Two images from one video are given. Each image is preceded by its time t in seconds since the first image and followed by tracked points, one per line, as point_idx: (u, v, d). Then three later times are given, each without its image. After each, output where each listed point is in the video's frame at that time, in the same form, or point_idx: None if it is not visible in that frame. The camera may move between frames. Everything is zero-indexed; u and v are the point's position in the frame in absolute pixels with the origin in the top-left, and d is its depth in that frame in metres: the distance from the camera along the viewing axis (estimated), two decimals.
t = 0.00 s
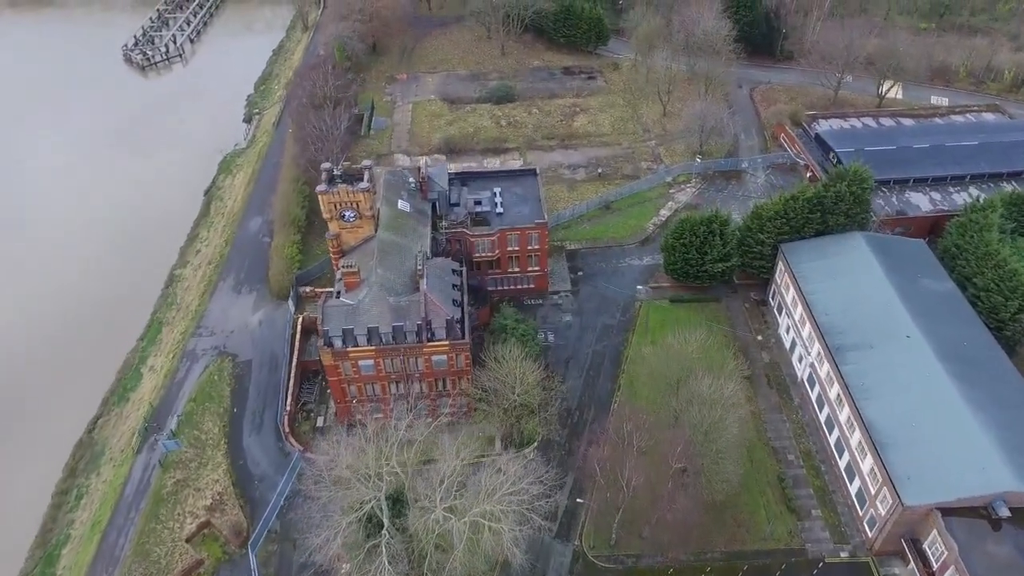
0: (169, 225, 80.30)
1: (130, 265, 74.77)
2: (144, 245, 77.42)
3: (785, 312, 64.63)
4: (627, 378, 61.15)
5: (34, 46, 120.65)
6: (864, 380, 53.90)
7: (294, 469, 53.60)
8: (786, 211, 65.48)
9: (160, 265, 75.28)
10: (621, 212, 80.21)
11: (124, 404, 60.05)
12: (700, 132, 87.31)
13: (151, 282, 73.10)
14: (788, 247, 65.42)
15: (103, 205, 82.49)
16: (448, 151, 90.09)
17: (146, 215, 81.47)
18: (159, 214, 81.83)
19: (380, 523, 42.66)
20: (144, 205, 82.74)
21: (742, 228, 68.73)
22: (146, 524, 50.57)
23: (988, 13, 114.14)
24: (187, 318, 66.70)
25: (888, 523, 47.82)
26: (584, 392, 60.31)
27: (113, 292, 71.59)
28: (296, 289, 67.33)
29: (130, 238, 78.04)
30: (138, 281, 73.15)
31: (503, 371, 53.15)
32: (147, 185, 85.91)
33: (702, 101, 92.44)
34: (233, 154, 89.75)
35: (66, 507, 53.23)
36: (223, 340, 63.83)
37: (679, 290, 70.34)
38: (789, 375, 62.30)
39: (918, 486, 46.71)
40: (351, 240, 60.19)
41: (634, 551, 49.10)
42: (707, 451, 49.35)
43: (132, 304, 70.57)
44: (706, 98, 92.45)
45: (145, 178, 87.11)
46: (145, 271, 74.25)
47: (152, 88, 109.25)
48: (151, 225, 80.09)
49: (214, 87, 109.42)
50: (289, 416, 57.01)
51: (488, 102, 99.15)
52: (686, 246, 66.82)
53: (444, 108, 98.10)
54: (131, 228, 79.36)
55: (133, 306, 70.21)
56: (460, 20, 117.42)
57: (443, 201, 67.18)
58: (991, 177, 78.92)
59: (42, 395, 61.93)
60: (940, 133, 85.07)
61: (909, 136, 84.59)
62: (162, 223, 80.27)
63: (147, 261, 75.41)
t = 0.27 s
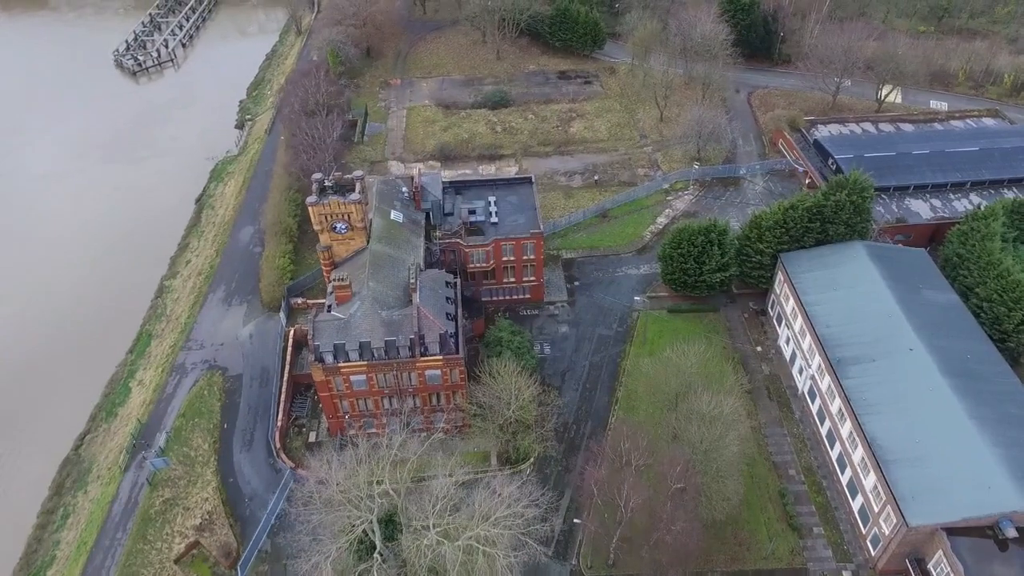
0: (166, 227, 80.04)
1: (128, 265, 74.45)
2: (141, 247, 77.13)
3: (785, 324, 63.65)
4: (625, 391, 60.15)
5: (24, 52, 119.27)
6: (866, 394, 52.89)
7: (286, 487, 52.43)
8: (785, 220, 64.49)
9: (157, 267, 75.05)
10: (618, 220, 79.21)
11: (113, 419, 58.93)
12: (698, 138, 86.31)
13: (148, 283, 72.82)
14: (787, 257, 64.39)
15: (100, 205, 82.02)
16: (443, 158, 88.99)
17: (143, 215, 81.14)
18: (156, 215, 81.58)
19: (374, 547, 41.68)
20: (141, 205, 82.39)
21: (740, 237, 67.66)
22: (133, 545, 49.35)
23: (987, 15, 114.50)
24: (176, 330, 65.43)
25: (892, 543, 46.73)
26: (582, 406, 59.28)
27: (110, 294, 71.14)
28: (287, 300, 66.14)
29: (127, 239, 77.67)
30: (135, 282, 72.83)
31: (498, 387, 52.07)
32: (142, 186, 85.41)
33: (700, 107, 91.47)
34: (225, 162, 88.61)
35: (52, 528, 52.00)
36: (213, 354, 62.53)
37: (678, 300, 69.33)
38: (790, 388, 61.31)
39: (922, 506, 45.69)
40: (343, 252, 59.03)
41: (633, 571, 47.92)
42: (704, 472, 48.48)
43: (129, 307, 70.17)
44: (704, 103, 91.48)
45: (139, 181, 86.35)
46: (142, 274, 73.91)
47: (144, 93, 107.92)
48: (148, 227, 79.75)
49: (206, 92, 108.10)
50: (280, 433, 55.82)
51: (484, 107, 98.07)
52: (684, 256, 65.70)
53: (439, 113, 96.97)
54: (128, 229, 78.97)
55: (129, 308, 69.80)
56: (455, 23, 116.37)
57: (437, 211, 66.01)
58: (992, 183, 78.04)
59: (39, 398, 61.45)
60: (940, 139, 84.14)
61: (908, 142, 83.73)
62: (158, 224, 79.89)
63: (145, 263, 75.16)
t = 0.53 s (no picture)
0: (167, 225, 80.01)
1: (129, 265, 74.57)
2: (143, 246, 77.23)
3: (788, 336, 62.53)
4: (626, 406, 59.07)
5: (22, 54, 118.24)
6: (871, 411, 51.74)
7: (280, 503, 51.66)
8: (789, 231, 63.32)
9: (159, 266, 75.16)
10: (619, 228, 78.11)
11: (104, 433, 58.11)
12: (701, 145, 85.10)
13: (150, 283, 72.87)
14: (791, 269, 63.20)
15: (100, 205, 81.82)
16: (442, 164, 88.02)
17: (144, 214, 81.17)
18: (157, 213, 81.53)
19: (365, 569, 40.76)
20: (142, 204, 82.25)
21: (744, 247, 66.44)
22: (121, 564, 48.47)
23: (993, 20, 113.57)
24: (170, 342, 64.51)
25: (898, 565, 45.60)
26: (581, 420, 58.25)
27: (112, 294, 71.20)
28: (283, 311, 65.11)
29: (129, 239, 77.69)
30: (137, 282, 72.97)
31: (496, 403, 51.09)
32: (142, 186, 85.04)
33: (702, 114, 90.38)
34: (222, 168, 87.62)
35: (39, 545, 51.11)
36: (207, 366, 61.62)
37: (680, 311, 68.22)
38: (793, 403, 60.18)
39: (929, 528, 44.52)
40: (339, 264, 57.92)
41: None
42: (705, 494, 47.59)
43: (130, 307, 70.20)
44: (706, 110, 90.41)
45: (137, 183, 85.78)
46: (144, 273, 73.97)
47: (141, 96, 106.90)
48: (149, 225, 79.78)
49: (204, 96, 107.07)
50: (275, 448, 54.81)
51: (484, 112, 97.04)
52: (686, 266, 64.48)
53: (439, 119, 95.95)
54: (129, 228, 78.93)
55: (131, 308, 69.83)
56: (456, 27, 115.39)
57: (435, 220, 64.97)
58: (999, 193, 76.87)
59: (42, 401, 61.60)
60: (947, 147, 82.92)
61: (914, 149, 82.56)
62: (160, 224, 79.83)
63: (147, 262, 75.26)
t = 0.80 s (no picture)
0: (166, 226, 80.64)
1: (128, 265, 75.16)
2: (141, 247, 77.86)
3: (787, 349, 61.32)
4: (622, 422, 57.81)
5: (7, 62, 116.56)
6: (872, 427, 50.51)
7: (268, 527, 50.33)
8: (787, 242, 62.15)
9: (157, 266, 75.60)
10: (614, 237, 76.90)
11: (87, 455, 56.68)
12: (696, 151, 83.98)
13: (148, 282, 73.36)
14: (789, 280, 62.01)
15: (99, 206, 82.68)
16: (434, 173, 86.63)
17: (143, 215, 81.87)
18: (156, 214, 82.22)
19: None
20: (141, 205, 83.09)
21: (741, 258, 65.21)
22: None
23: (989, 22, 113.12)
24: (155, 359, 63.02)
25: None
26: (576, 437, 56.95)
27: (110, 294, 71.73)
28: (271, 326, 63.63)
29: (128, 239, 78.44)
30: (135, 282, 73.45)
31: (488, 423, 49.75)
32: (131, 195, 84.39)
33: (698, 121, 89.17)
34: (210, 178, 86.22)
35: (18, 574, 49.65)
36: (193, 385, 60.12)
37: (676, 323, 66.94)
38: (793, 418, 58.92)
39: (934, 550, 43.27)
40: (328, 279, 56.38)
41: None
42: (703, 517, 46.47)
43: (130, 305, 70.68)
44: (702, 117, 89.26)
45: (126, 192, 84.90)
46: (142, 273, 74.45)
47: (129, 104, 105.51)
48: (148, 226, 80.50)
49: (193, 103, 105.67)
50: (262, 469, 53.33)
51: (477, 119, 95.72)
52: (683, 279, 63.16)
53: (431, 126, 94.58)
54: (128, 228, 79.74)
55: (130, 306, 70.36)
56: (448, 32, 113.95)
57: (426, 233, 63.61)
58: (999, 199, 75.92)
59: (39, 398, 61.87)
60: (945, 152, 81.94)
61: (912, 155, 81.58)
62: (159, 224, 80.67)
63: (145, 263, 75.76)
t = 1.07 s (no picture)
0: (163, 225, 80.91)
1: (131, 265, 75.83)
2: (143, 246, 78.48)
3: (775, 357, 60.67)
4: (610, 435, 56.89)
5: None
6: (864, 437, 49.95)
7: (249, 553, 48.97)
8: (774, 248, 61.47)
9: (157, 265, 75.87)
10: (599, 245, 76.03)
11: (60, 483, 54.90)
12: (680, 156, 83.31)
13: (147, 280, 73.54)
14: (776, 287, 61.35)
15: (99, 207, 83.18)
16: (415, 182, 85.29)
17: (144, 215, 82.48)
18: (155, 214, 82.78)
19: None
20: (140, 206, 83.61)
21: (728, 265, 64.47)
22: None
23: (969, 21, 113.60)
24: (131, 380, 61.25)
25: None
26: (564, 452, 55.94)
27: (104, 297, 72.21)
28: (250, 344, 62.05)
29: (130, 239, 79.18)
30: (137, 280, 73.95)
31: (474, 442, 48.61)
32: (110, 209, 83.06)
33: (681, 125, 88.40)
34: (187, 191, 84.45)
35: None
36: (170, 407, 58.44)
37: (663, 331, 66.08)
38: (783, 427, 58.18)
39: (928, 563, 42.69)
40: (306, 296, 54.99)
41: None
42: (694, 534, 45.62)
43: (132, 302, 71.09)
44: (685, 121, 88.53)
45: (102, 206, 83.28)
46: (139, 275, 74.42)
47: (104, 116, 103.45)
48: (150, 226, 81.16)
49: (169, 114, 103.72)
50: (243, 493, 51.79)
51: (458, 126, 94.51)
52: (669, 287, 62.27)
53: (412, 133, 93.27)
54: (130, 229, 80.44)
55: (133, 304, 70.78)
56: (428, 37, 112.58)
57: (407, 245, 62.36)
58: (983, 199, 75.74)
59: (35, 400, 62.34)
60: (929, 153, 81.74)
61: (896, 156, 81.33)
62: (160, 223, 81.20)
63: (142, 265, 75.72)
